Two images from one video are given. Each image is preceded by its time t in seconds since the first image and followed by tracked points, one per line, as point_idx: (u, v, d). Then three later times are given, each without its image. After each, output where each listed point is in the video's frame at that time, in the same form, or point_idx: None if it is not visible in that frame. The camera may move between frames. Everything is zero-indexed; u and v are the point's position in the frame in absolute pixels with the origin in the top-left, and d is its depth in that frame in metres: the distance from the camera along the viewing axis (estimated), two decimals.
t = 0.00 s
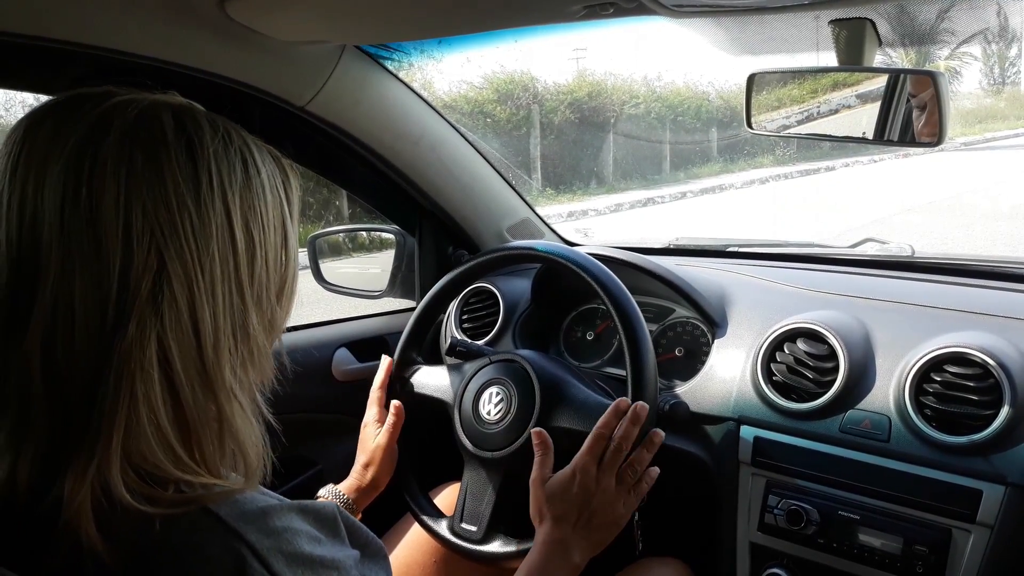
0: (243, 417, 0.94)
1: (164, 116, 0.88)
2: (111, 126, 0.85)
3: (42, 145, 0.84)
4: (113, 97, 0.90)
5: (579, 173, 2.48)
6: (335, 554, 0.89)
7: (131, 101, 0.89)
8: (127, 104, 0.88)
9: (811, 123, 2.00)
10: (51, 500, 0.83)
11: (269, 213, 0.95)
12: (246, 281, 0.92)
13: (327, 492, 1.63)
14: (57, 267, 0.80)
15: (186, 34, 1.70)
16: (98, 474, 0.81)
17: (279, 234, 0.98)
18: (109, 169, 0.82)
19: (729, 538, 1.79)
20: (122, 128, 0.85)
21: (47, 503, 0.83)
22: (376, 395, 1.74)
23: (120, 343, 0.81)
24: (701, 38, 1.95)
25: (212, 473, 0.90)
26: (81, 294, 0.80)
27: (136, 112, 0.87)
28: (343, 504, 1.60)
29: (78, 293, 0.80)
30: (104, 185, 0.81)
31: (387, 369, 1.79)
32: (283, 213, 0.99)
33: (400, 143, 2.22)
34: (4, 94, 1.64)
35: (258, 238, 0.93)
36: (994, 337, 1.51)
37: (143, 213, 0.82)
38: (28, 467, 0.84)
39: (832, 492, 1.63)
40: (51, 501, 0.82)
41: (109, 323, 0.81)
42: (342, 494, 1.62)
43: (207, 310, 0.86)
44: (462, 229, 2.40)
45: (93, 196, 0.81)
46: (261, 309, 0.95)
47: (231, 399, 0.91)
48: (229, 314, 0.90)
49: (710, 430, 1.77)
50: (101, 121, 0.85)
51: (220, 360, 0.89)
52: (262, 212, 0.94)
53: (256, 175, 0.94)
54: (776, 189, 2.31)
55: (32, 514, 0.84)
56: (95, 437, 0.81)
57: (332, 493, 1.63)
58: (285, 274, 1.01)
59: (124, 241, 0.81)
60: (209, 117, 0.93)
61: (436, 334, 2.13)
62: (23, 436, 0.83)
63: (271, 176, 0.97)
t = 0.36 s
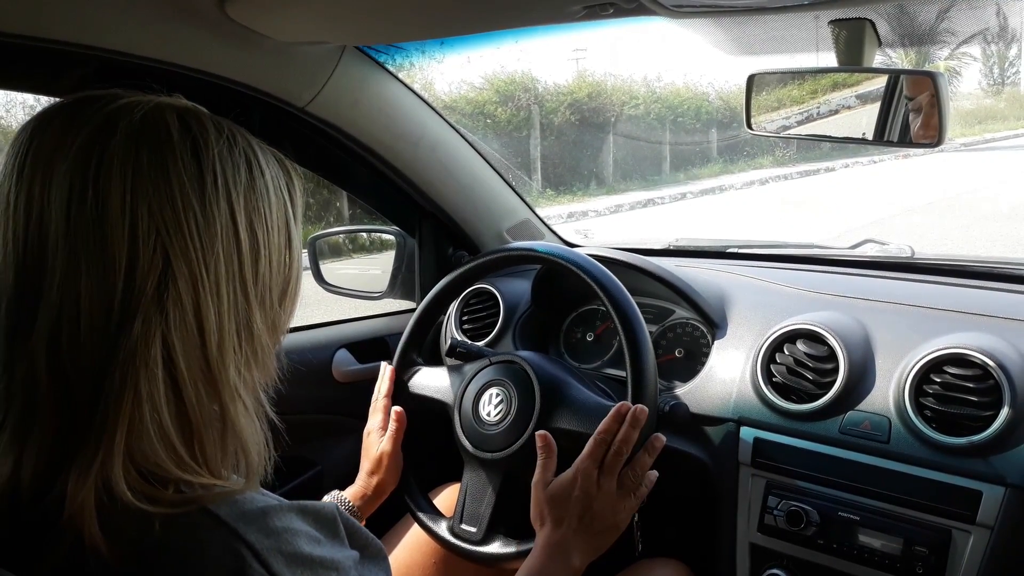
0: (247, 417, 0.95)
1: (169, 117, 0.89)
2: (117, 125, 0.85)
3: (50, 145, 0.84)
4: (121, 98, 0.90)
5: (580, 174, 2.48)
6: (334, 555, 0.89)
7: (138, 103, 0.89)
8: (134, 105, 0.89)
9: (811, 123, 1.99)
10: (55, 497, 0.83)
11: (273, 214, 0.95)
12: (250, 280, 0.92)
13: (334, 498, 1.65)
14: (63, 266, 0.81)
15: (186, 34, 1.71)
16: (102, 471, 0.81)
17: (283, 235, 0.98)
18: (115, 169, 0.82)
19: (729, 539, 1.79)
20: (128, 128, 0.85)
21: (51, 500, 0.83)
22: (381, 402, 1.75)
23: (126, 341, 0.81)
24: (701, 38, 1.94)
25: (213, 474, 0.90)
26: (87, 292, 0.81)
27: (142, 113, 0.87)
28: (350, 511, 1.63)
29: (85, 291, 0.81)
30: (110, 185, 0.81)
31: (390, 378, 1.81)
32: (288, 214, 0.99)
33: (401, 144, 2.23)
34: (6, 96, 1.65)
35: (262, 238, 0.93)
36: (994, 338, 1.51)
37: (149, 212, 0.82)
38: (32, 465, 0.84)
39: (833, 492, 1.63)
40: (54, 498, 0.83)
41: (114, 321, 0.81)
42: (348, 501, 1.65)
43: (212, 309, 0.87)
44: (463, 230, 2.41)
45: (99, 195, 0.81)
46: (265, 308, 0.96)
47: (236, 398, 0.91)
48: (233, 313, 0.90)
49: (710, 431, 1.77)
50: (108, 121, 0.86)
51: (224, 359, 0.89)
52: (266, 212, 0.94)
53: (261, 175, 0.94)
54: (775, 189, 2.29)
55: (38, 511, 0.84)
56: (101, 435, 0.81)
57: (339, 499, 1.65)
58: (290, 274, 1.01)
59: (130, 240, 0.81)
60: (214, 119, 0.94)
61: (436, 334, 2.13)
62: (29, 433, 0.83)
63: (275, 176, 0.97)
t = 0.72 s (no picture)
0: (244, 414, 0.95)
1: (153, 115, 0.88)
2: (101, 126, 0.85)
3: (35, 149, 0.83)
4: (103, 96, 0.90)
5: (579, 173, 2.47)
6: (331, 558, 0.89)
7: (120, 101, 0.89)
8: (116, 104, 0.88)
9: (811, 123, 1.99)
10: (51, 502, 0.83)
11: (261, 209, 0.95)
12: (243, 278, 0.91)
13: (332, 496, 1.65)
14: (53, 272, 0.80)
15: (184, 35, 1.70)
16: (97, 477, 0.80)
17: (273, 230, 0.98)
18: (104, 173, 0.82)
19: (729, 539, 1.79)
20: (113, 131, 0.85)
21: (47, 507, 0.83)
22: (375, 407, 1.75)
23: (120, 346, 0.81)
24: (700, 38, 1.94)
25: (210, 478, 0.90)
26: (79, 296, 0.80)
27: (123, 113, 0.87)
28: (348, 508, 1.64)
29: (77, 297, 0.80)
30: (99, 188, 0.81)
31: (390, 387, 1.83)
32: (277, 208, 0.99)
33: (400, 143, 2.23)
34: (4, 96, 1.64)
35: (254, 234, 0.93)
36: (994, 338, 1.51)
37: (140, 215, 0.82)
38: (28, 472, 0.84)
39: (833, 493, 1.63)
40: (49, 504, 0.83)
41: (109, 326, 0.81)
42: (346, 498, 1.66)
43: (207, 308, 0.87)
44: (462, 229, 2.41)
45: (87, 199, 0.81)
46: (258, 304, 0.95)
47: (234, 401, 0.92)
48: (229, 312, 0.90)
49: (710, 431, 1.77)
50: (93, 124, 0.85)
51: (222, 362, 0.88)
52: (254, 207, 0.94)
53: (248, 169, 0.94)
54: (777, 188, 2.27)
55: (33, 517, 0.84)
56: (99, 439, 0.81)
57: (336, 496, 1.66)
58: (282, 267, 1.01)
59: (122, 244, 0.81)
60: (198, 114, 0.93)
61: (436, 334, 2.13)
62: (29, 439, 0.84)
63: (261, 171, 0.96)
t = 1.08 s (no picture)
0: (209, 426, 0.91)
1: (121, 116, 0.87)
2: (61, 127, 0.85)
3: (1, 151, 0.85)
4: (81, 96, 0.90)
5: (579, 173, 2.46)
6: (327, 551, 0.90)
7: (94, 101, 0.89)
8: (89, 103, 0.88)
9: (811, 122, 1.99)
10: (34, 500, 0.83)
11: (238, 209, 0.92)
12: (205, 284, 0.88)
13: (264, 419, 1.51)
14: (8, 275, 0.81)
15: (183, 35, 1.70)
16: (74, 471, 0.81)
17: (252, 232, 0.95)
18: (51, 175, 0.81)
19: (729, 537, 1.79)
20: (73, 130, 0.85)
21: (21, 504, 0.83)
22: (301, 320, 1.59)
23: (72, 349, 0.80)
24: (700, 38, 1.95)
25: (200, 475, 0.89)
26: (30, 298, 0.80)
27: (92, 112, 0.87)
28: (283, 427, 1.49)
29: (31, 299, 0.80)
30: (48, 190, 0.81)
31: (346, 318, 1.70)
32: (257, 209, 0.95)
33: (399, 142, 2.22)
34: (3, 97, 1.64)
35: (220, 238, 0.90)
36: (994, 336, 1.51)
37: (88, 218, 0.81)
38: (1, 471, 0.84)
39: (833, 491, 1.63)
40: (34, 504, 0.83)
41: (60, 329, 0.81)
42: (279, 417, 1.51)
43: (157, 320, 0.83)
44: (462, 229, 2.41)
45: (38, 201, 0.81)
46: (227, 312, 0.92)
47: (190, 409, 0.88)
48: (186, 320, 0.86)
49: (710, 430, 1.77)
50: (56, 123, 0.86)
51: (172, 368, 0.85)
52: (225, 209, 0.90)
53: (221, 170, 0.91)
54: (775, 186, 2.31)
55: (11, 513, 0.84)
56: (63, 440, 0.81)
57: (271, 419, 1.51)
58: (262, 272, 0.97)
59: (67, 246, 0.80)
60: (177, 112, 0.92)
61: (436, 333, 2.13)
62: None
63: (242, 170, 0.94)
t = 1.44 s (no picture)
0: (195, 424, 0.91)
1: (103, 115, 0.88)
2: (44, 128, 0.86)
3: None
4: (65, 96, 0.91)
5: (578, 175, 2.48)
6: (326, 559, 0.90)
7: (76, 102, 0.89)
8: (71, 103, 0.89)
9: (809, 123, 1.99)
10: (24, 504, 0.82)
11: (224, 205, 0.92)
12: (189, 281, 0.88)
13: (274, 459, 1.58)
14: None
15: (183, 35, 1.70)
16: (67, 473, 0.81)
17: (239, 230, 0.94)
18: (32, 177, 0.82)
19: (729, 540, 1.79)
20: (54, 131, 0.85)
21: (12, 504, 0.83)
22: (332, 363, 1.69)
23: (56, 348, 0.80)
24: (699, 38, 1.95)
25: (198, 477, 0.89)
26: (16, 298, 0.80)
27: (73, 112, 0.87)
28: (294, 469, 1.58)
29: (15, 300, 0.80)
30: (31, 189, 0.81)
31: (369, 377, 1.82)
32: (244, 207, 0.95)
33: (398, 144, 2.22)
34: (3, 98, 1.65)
35: (203, 236, 0.89)
36: (993, 338, 1.51)
37: (70, 216, 0.81)
38: None
39: (832, 493, 1.63)
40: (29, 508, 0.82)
41: (44, 329, 0.80)
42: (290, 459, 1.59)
43: (139, 317, 0.83)
44: (461, 231, 2.41)
45: (22, 202, 0.81)
46: (212, 308, 0.91)
47: (176, 408, 0.88)
48: (170, 316, 0.86)
49: (710, 432, 1.77)
50: (39, 126, 0.86)
51: (157, 365, 0.85)
52: (208, 206, 0.90)
53: (204, 167, 0.91)
54: (774, 189, 2.29)
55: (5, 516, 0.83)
56: (51, 439, 0.81)
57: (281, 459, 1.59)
58: (249, 269, 0.97)
59: (50, 244, 0.80)
60: (160, 110, 0.93)
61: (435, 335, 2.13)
62: None
63: (227, 167, 0.94)
